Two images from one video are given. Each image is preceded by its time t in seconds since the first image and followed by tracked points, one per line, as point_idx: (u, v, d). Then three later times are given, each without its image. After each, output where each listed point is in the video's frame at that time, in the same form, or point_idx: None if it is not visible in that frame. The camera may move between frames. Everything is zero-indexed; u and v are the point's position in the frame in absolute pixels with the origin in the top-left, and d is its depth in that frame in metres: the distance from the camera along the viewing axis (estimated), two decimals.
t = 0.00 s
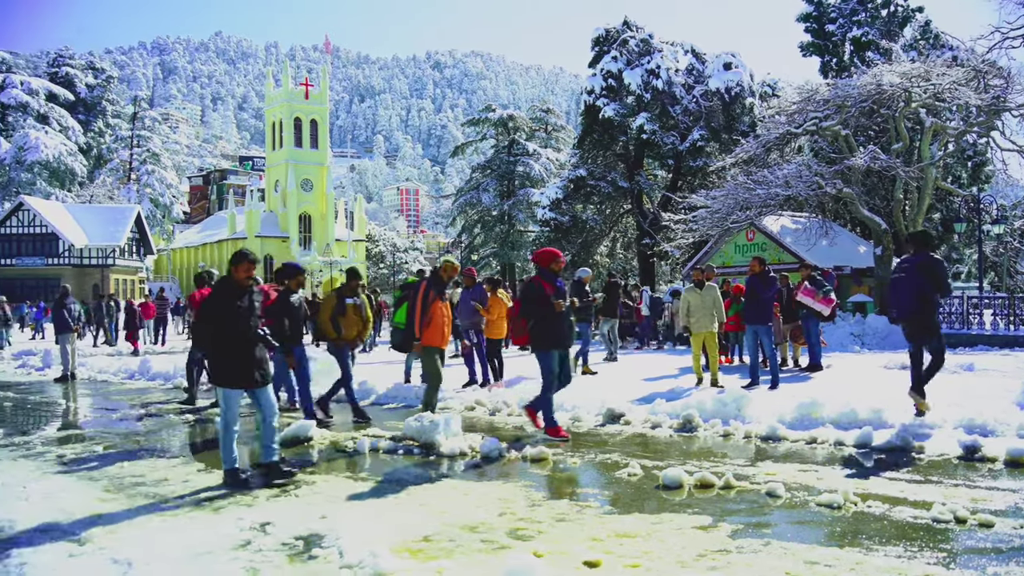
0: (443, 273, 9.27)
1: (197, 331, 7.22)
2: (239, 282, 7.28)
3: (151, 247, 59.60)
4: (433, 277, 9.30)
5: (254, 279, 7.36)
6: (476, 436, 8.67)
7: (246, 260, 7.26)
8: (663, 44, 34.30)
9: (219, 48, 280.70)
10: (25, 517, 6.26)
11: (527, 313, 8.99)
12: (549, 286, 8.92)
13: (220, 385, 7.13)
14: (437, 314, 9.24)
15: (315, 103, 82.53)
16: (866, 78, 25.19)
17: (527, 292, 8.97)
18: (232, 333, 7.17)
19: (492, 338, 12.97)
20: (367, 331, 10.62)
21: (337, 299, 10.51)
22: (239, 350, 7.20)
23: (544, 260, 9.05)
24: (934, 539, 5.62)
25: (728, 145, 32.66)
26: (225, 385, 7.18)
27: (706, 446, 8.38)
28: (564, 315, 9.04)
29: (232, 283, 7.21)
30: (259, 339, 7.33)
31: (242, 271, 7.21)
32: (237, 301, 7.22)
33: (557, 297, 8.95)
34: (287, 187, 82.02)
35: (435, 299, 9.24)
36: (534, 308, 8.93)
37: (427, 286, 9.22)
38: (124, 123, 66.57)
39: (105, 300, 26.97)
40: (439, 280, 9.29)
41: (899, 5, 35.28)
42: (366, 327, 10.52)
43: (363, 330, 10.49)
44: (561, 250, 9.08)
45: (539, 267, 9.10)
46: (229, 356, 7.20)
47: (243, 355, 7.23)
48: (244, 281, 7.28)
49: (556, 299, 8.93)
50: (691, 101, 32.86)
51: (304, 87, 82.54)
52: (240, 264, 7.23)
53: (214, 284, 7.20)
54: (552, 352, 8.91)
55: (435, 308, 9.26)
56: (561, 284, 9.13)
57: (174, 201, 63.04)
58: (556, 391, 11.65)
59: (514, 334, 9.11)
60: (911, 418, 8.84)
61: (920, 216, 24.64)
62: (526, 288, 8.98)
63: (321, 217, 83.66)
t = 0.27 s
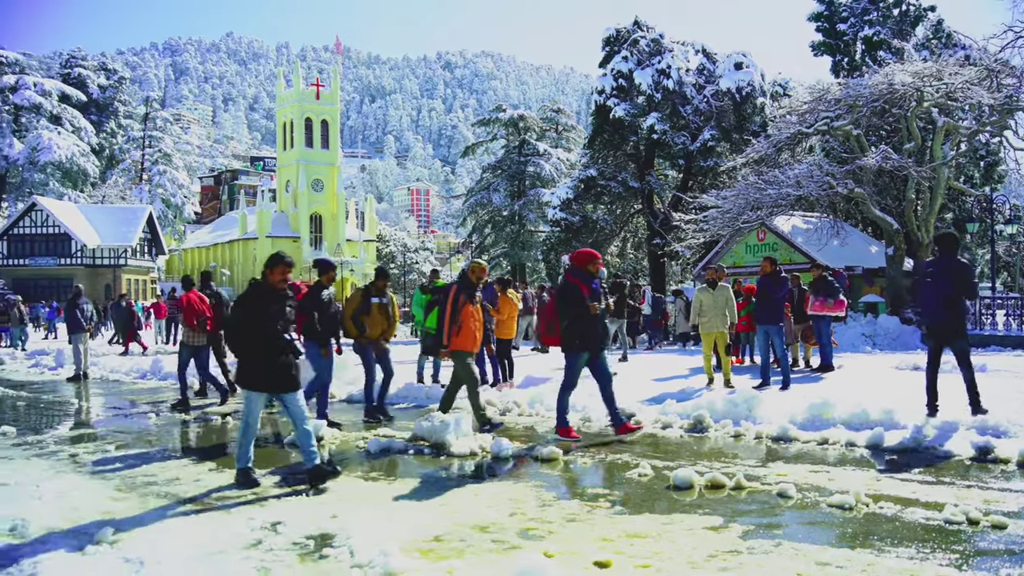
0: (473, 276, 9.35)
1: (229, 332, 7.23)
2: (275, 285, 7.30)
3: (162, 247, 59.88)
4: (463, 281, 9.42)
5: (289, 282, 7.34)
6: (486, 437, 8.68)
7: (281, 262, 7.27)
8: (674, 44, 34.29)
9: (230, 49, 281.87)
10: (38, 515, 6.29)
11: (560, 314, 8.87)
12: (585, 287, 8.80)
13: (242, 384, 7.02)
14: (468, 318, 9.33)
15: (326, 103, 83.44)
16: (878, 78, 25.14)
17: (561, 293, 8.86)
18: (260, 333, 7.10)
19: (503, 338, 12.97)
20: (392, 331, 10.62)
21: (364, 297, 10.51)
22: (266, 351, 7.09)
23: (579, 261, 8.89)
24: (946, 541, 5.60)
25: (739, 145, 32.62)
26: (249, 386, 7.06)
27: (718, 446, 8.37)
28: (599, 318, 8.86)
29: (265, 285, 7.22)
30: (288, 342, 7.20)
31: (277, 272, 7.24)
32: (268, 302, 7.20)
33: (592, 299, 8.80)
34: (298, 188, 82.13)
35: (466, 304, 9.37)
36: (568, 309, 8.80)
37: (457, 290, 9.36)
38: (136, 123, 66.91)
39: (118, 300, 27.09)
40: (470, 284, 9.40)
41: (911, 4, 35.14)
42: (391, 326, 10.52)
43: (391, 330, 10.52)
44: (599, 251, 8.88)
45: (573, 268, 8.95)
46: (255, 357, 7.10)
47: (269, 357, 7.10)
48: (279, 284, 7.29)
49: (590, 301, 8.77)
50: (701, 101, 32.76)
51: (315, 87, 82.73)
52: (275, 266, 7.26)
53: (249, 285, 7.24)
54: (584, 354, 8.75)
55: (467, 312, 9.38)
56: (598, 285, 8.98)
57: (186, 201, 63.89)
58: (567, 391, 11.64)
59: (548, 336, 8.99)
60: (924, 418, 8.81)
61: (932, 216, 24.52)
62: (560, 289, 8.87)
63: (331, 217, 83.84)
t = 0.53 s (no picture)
0: (499, 271, 9.25)
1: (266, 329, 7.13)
2: (312, 282, 7.17)
3: (173, 247, 60.13)
4: (489, 278, 9.28)
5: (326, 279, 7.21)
6: (496, 437, 8.71)
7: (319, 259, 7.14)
8: (684, 43, 34.24)
9: (241, 49, 282.82)
10: (50, 514, 6.33)
11: (595, 313, 8.83)
12: (622, 285, 8.73)
13: (276, 382, 6.90)
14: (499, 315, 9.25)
15: (335, 103, 83.68)
16: (888, 78, 24.92)
17: (598, 292, 8.79)
18: (296, 330, 6.99)
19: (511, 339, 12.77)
20: (417, 329, 10.62)
21: (387, 297, 10.53)
22: (301, 349, 6.96)
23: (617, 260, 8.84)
24: (957, 542, 5.57)
25: (749, 144, 32.56)
26: (284, 384, 6.94)
27: (727, 446, 8.36)
28: (636, 316, 8.80)
29: (302, 281, 7.11)
30: (325, 340, 7.06)
31: (312, 269, 7.11)
32: (305, 299, 7.07)
33: (629, 297, 8.73)
34: (308, 188, 82.33)
35: (495, 301, 9.27)
36: (604, 308, 8.76)
37: (486, 287, 9.24)
38: (147, 123, 67.17)
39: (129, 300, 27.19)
40: (498, 280, 9.30)
41: (921, 3, 34.98)
42: (413, 326, 10.52)
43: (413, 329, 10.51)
44: (636, 250, 8.82)
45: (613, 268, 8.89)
46: (290, 355, 6.98)
47: (305, 355, 6.98)
48: (315, 281, 7.16)
49: (627, 299, 8.71)
50: (711, 101, 32.78)
51: (325, 87, 82.88)
52: (312, 262, 7.13)
53: (285, 281, 7.14)
54: (618, 354, 8.72)
55: (496, 308, 9.28)
56: (636, 284, 8.91)
57: (196, 201, 64.38)
58: (576, 392, 11.64)
59: (583, 336, 8.99)
60: (936, 418, 8.78)
61: (943, 216, 24.39)
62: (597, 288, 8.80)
63: (341, 217, 83.99)
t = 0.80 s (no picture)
0: (531, 266, 8.95)
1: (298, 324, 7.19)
2: (344, 278, 7.24)
3: (185, 248, 60.43)
4: (524, 274, 8.95)
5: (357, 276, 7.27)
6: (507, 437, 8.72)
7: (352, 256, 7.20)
8: (695, 43, 34.18)
9: (253, 50, 283.89)
10: (63, 512, 6.36)
11: (634, 309, 8.73)
12: (659, 282, 8.68)
13: (311, 379, 6.98)
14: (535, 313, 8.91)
15: (346, 104, 83.84)
16: (900, 77, 24.86)
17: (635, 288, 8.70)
18: (330, 327, 7.07)
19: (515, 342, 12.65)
20: (447, 329, 10.67)
21: (419, 295, 10.64)
22: (336, 345, 7.04)
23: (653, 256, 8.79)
24: (970, 543, 5.55)
25: (761, 144, 32.43)
26: (318, 380, 7.02)
27: (739, 447, 8.35)
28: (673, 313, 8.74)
29: (334, 278, 7.17)
30: (358, 336, 7.15)
31: (345, 265, 7.16)
32: (338, 296, 7.14)
33: (666, 294, 8.68)
34: (319, 188, 82.56)
35: (529, 296, 8.93)
36: (643, 304, 8.67)
37: (520, 283, 8.87)
38: (159, 124, 67.49)
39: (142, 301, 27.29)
40: (530, 275, 8.97)
41: (933, 2, 34.86)
42: (445, 325, 10.59)
43: (444, 330, 10.56)
44: (673, 246, 8.74)
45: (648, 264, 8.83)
46: (324, 350, 7.07)
47: (338, 351, 7.05)
48: (347, 277, 7.24)
49: (664, 296, 8.66)
50: (722, 100, 32.56)
51: (336, 87, 83.09)
52: (345, 259, 7.18)
53: (317, 278, 7.18)
54: (662, 349, 8.62)
55: (530, 306, 8.94)
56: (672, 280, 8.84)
57: (208, 201, 65.06)
58: (587, 392, 11.62)
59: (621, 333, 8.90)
60: (949, 419, 8.75)
61: (956, 215, 24.29)
62: (634, 284, 8.71)
63: (352, 217, 84.01)
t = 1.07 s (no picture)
0: (571, 267, 8.88)
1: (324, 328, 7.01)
2: (372, 282, 7.07)
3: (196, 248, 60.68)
4: (563, 276, 8.89)
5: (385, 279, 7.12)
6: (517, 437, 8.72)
7: (378, 258, 7.05)
8: (705, 43, 34.15)
9: (263, 51, 284.84)
10: (76, 512, 6.39)
11: (672, 313, 8.60)
12: (695, 286, 8.53)
13: (345, 385, 6.83)
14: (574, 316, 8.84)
15: (357, 105, 83.95)
16: (912, 77, 24.81)
17: (672, 291, 8.61)
18: (361, 331, 6.90)
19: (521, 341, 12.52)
20: (473, 328, 10.77)
21: (445, 293, 10.58)
22: (367, 351, 6.91)
23: (689, 259, 8.70)
24: (983, 545, 5.52)
25: (772, 145, 32.39)
26: (351, 385, 6.88)
27: (749, 448, 8.32)
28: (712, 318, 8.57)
29: (362, 283, 7.00)
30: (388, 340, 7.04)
31: (373, 269, 7.03)
32: (367, 301, 6.96)
33: (703, 299, 8.51)
34: (329, 189, 82.74)
35: (569, 299, 8.84)
36: (681, 308, 8.54)
37: (558, 286, 8.81)
38: (170, 125, 67.73)
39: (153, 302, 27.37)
40: (570, 276, 8.90)
41: (945, 2, 34.73)
42: (472, 325, 10.67)
43: (469, 328, 10.62)
44: (709, 249, 8.65)
45: (684, 267, 8.74)
46: (355, 355, 6.91)
47: (370, 356, 6.93)
48: (376, 281, 7.06)
49: (702, 301, 8.49)
50: (733, 100, 32.55)
51: (347, 88, 83.19)
52: (371, 262, 7.03)
53: (343, 283, 7.00)
54: (700, 355, 8.44)
55: (570, 308, 8.86)
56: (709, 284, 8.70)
57: (219, 202, 65.04)
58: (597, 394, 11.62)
59: (658, 338, 8.71)
60: (961, 420, 8.72)
61: (968, 216, 24.17)
62: (671, 289, 8.61)
63: (362, 218, 84.09)
